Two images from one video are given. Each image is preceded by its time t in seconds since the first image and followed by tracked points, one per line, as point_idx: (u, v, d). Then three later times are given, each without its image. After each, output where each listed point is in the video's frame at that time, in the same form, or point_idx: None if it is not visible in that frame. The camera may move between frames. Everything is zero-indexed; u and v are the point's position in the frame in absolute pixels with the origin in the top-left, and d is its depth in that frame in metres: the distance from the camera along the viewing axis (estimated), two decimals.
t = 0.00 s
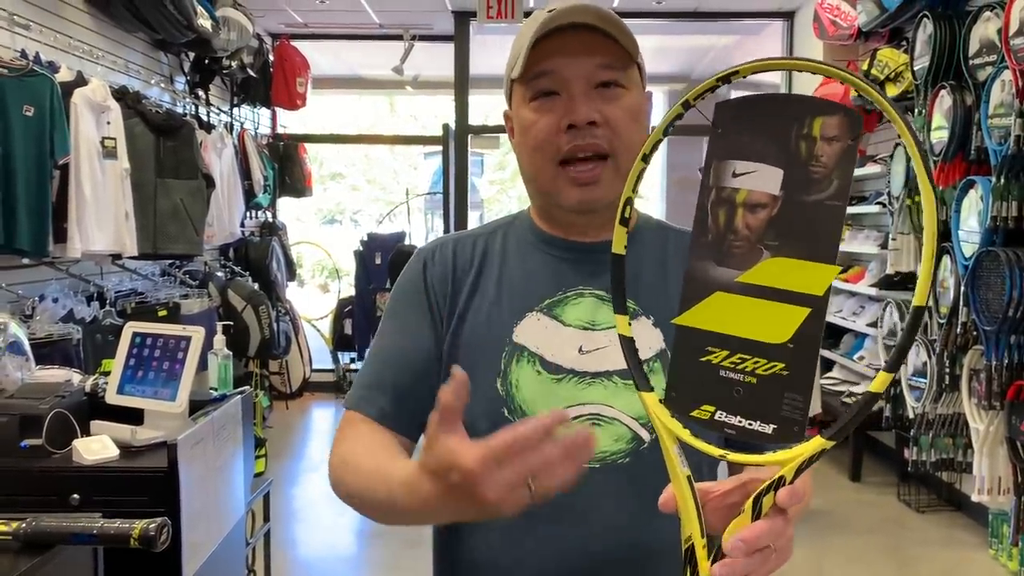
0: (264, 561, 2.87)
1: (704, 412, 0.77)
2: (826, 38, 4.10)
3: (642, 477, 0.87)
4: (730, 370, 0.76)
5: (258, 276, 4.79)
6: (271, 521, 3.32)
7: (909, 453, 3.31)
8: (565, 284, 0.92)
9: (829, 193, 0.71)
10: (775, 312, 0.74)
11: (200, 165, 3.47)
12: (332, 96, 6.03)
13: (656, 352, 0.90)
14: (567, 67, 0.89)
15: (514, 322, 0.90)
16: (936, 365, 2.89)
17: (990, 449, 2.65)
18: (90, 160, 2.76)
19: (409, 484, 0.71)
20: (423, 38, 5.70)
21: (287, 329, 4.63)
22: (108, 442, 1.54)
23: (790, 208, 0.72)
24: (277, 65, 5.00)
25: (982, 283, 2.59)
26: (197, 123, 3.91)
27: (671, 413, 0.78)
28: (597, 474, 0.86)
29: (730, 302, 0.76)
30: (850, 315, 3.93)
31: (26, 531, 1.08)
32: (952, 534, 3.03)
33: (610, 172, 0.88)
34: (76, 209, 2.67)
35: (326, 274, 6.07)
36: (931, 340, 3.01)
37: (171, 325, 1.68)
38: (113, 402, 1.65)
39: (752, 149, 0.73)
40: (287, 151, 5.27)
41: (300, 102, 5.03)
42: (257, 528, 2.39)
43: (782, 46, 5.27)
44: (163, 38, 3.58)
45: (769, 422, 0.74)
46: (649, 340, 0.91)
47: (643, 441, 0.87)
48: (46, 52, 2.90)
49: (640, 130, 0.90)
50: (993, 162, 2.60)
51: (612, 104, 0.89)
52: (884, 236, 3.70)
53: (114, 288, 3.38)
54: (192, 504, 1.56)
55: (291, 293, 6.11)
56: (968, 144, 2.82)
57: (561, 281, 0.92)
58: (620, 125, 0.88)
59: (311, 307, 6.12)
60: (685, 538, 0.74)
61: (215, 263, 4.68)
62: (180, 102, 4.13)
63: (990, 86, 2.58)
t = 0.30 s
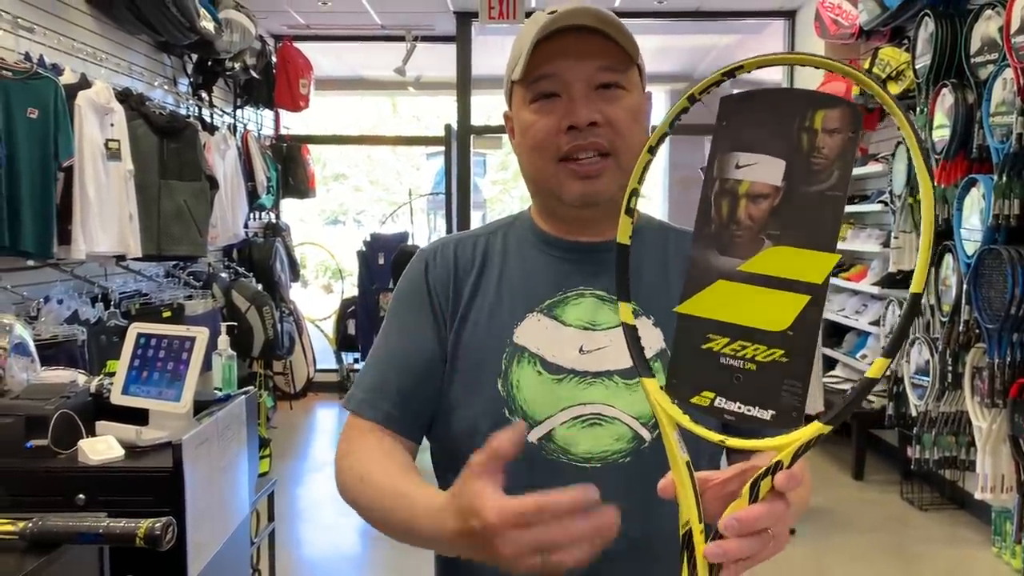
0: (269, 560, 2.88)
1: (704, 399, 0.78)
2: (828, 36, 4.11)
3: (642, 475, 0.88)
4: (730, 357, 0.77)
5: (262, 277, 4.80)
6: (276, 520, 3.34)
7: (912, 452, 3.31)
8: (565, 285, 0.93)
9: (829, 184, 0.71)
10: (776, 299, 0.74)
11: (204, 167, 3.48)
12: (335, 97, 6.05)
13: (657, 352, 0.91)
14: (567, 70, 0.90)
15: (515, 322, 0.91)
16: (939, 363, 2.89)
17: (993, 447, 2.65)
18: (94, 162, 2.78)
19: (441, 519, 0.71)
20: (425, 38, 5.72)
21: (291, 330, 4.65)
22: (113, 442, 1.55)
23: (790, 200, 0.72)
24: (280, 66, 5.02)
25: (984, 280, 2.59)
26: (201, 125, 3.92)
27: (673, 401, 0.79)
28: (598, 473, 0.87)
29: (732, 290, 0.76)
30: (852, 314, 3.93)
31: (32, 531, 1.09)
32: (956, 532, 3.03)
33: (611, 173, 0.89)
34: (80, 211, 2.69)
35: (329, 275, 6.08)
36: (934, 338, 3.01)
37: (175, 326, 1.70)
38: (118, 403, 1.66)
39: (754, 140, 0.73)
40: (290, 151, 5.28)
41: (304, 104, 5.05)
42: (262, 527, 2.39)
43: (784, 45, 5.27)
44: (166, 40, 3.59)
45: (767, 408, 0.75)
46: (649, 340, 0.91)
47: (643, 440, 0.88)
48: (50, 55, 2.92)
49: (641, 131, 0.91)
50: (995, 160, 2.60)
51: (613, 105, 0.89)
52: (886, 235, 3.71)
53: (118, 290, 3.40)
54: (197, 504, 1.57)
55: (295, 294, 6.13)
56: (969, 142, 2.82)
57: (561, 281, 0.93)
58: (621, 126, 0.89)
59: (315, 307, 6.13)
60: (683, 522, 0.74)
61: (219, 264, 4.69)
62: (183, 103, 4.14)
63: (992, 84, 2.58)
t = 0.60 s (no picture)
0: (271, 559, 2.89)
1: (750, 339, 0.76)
2: (829, 33, 4.11)
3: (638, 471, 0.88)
4: (796, 313, 0.74)
5: (263, 276, 4.81)
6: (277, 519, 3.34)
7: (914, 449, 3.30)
8: (561, 283, 0.93)
9: (992, 204, 0.65)
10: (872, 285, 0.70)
11: (204, 166, 3.49)
12: (335, 96, 6.05)
13: (652, 348, 0.91)
14: (562, 72, 0.90)
15: (512, 322, 0.91)
16: (941, 360, 2.88)
17: (995, 444, 2.64)
18: (94, 162, 2.78)
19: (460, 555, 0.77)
20: (425, 37, 5.72)
21: (292, 329, 4.66)
22: (114, 441, 1.55)
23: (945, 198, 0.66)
24: (281, 66, 5.02)
25: (985, 278, 2.58)
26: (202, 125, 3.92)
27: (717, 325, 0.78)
28: (596, 470, 0.87)
29: (833, 253, 0.72)
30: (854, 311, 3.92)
31: (33, 529, 1.10)
32: (957, 529, 3.03)
33: (604, 175, 0.89)
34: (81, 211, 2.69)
35: (331, 274, 6.08)
36: (936, 336, 3.00)
37: (176, 325, 1.70)
38: (119, 402, 1.66)
39: (939, 120, 0.67)
40: (291, 150, 5.28)
41: (304, 103, 5.06)
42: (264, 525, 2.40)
43: (785, 43, 5.27)
44: (166, 40, 3.59)
45: (805, 376, 0.73)
46: (644, 336, 0.91)
47: (640, 437, 0.88)
48: (51, 55, 2.92)
49: (637, 134, 0.91)
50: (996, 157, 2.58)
51: (608, 107, 0.89)
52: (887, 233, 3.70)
53: (120, 289, 3.40)
54: (198, 502, 1.57)
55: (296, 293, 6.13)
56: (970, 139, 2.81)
57: (557, 280, 0.93)
58: (616, 129, 0.89)
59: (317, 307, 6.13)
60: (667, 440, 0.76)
61: (220, 263, 4.69)
62: (184, 103, 4.15)
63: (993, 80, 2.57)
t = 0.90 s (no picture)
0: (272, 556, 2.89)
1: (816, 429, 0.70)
2: (828, 30, 4.11)
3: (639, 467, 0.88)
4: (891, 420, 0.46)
5: (262, 274, 4.81)
6: (277, 516, 3.35)
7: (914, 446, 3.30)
8: (561, 277, 0.93)
9: None
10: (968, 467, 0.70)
11: (203, 164, 3.49)
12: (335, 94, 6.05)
13: (653, 343, 0.90)
14: (556, 70, 0.90)
15: (512, 316, 0.91)
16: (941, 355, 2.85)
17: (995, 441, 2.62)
18: (94, 160, 2.78)
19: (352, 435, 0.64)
20: (424, 35, 5.73)
21: (292, 327, 4.66)
22: (113, 438, 1.54)
23: None
24: (280, 63, 5.02)
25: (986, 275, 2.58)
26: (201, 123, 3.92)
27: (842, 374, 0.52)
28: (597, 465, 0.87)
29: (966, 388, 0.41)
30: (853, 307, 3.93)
31: (32, 525, 1.09)
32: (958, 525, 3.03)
33: (600, 174, 0.89)
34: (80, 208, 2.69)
35: (330, 272, 6.07)
36: (936, 333, 2.99)
37: (175, 322, 1.71)
38: (118, 399, 1.65)
39: None
40: (290, 148, 5.28)
41: (303, 100, 5.05)
42: (263, 522, 2.39)
43: (784, 40, 5.27)
44: (164, 37, 3.59)
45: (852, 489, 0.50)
46: (645, 331, 0.91)
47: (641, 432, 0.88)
48: (50, 52, 2.92)
49: (631, 133, 0.91)
50: (995, 154, 2.56)
51: (600, 106, 0.89)
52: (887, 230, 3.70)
53: (119, 287, 3.40)
54: (197, 498, 1.57)
55: (296, 291, 6.13)
56: (970, 135, 2.79)
57: (555, 274, 0.93)
58: (611, 127, 0.89)
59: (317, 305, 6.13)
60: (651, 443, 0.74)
61: (220, 261, 4.69)
62: (183, 101, 4.14)
63: (992, 77, 2.56)
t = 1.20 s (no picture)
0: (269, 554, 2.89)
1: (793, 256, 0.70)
2: (826, 28, 4.12)
3: (637, 467, 0.88)
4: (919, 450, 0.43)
5: (260, 273, 4.80)
6: (274, 513, 3.35)
7: (910, 444, 3.31)
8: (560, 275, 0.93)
9: None
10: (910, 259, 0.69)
11: (200, 161, 3.49)
12: (333, 91, 6.05)
13: (652, 343, 0.91)
14: (557, 62, 0.90)
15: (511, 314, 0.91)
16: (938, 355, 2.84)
17: (991, 438, 2.62)
18: (91, 158, 2.78)
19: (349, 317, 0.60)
20: (422, 32, 5.73)
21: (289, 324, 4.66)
22: (110, 437, 1.54)
23: None
24: (277, 61, 5.01)
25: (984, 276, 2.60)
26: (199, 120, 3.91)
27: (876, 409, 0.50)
28: (594, 464, 0.87)
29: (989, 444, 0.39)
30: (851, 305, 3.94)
31: (28, 523, 1.09)
32: (954, 524, 3.03)
33: (597, 168, 0.89)
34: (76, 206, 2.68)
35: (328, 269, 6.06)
36: (932, 331, 3.00)
37: (172, 320, 1.71)
38: (115, 397, 1.66)
39: None
40: (288, 146, 5.27)
41: (301, 98, 5.03)
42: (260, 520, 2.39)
43: (782, 38, 5.27)
44: (162, 35, 3.58)
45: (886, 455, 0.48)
46: (643, 330, 0.91)
47: (638, 432, 0.88)
48: (47, 49, 2.91)
49: (631, 128, 0.90)
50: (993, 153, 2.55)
51: (601, 100, 0.89)
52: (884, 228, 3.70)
53: (116, 284, 3.40)
54: (193, 497, 1.57)
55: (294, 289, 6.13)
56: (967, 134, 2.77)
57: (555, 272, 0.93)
58: (611, 120, 0.88)
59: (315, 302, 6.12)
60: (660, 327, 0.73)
61: (217, 259, 4.69)
62: (181, 98, 4.13)
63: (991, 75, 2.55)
